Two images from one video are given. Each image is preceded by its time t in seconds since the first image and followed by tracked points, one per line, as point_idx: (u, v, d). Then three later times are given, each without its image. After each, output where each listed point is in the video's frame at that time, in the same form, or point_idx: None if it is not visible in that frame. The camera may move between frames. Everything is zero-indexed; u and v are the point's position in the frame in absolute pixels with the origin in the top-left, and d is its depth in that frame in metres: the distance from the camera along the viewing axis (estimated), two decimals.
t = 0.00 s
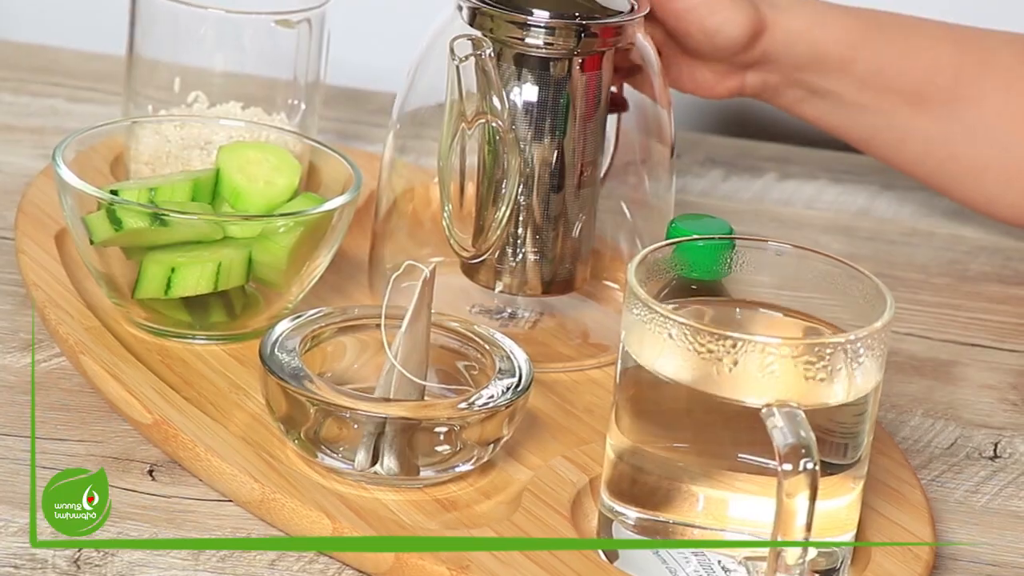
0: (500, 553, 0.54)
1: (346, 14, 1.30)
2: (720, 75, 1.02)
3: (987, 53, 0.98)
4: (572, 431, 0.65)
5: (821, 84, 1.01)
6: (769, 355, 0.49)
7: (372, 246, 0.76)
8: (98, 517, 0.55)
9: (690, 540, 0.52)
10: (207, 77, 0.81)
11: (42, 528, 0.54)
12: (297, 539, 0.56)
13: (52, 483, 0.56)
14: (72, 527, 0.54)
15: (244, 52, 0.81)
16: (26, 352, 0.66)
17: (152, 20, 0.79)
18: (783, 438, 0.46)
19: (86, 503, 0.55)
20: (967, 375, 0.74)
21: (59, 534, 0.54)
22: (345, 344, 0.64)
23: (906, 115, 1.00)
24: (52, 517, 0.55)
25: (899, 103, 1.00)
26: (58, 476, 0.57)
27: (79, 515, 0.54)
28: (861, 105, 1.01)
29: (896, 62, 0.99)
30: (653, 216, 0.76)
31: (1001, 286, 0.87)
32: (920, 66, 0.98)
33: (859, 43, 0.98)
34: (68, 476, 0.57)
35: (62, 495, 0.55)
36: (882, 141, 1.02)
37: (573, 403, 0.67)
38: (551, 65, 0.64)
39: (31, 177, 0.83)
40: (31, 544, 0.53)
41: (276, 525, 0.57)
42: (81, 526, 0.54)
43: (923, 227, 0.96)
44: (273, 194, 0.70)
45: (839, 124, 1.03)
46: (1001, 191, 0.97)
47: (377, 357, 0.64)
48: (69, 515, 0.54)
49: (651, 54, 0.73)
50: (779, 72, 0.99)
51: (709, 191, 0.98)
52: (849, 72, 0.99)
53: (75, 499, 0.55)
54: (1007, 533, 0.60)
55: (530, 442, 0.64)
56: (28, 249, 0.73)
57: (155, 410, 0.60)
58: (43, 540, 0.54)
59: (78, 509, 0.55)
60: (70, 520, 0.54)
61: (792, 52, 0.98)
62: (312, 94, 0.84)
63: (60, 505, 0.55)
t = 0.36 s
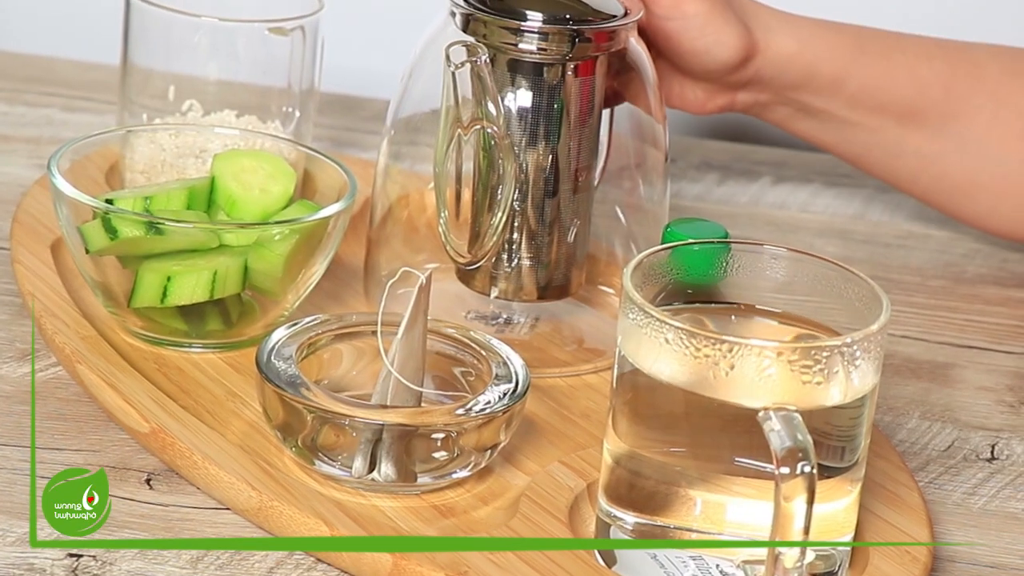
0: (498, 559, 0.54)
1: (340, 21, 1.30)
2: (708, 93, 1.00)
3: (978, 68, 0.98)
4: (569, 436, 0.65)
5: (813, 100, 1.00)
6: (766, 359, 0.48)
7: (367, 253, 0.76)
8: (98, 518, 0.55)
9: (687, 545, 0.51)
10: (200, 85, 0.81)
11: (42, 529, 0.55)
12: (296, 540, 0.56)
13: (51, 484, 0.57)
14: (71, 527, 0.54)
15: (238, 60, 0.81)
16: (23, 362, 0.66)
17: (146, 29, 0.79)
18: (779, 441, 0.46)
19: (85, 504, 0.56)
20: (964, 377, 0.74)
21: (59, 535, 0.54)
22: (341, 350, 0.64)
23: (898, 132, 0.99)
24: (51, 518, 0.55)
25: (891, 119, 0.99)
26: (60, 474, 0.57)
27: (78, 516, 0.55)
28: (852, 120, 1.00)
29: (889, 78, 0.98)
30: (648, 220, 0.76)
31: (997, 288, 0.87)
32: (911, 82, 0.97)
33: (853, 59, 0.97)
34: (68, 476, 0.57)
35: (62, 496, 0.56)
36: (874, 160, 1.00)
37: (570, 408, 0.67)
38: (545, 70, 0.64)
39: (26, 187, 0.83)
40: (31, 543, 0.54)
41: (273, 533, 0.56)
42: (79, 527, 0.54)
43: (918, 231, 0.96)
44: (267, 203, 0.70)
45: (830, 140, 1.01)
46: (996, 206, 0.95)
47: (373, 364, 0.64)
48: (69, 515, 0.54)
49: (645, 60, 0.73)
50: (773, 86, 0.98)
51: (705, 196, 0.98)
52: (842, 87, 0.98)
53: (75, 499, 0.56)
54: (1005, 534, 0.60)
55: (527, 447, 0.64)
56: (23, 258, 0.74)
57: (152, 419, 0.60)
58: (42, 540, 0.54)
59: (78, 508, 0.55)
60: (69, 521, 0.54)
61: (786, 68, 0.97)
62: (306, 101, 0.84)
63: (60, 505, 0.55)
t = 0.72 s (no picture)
0: (496, 564, 0.54)
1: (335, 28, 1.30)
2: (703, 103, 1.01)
3: (973, 81, 0.98)
4: (566, 441, 0.65)
5: (807, 110, 1.00)
6: (763, 362, 0.49)
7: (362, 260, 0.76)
8: (98, 518, 0.56)
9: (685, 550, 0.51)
10: (194, 93, 0.81)
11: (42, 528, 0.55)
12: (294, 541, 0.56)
13: (51, 483, 0.58)
14: (71, 527, 0.55)
15: (232, 68, 0.81)
16: (20, 372, 0.66)
17: (140, 38, 0.79)
18: (776, 444, 0.46)
19: (86, 504, 0.56)
20: (961, 379, 0.74)
21: (57, 534, 0.55)
22: (338, 357, 0.64)
23: (894, 142, 0.99)
24: (51, 518, 0.55)
25: (886, 129, 0.99)
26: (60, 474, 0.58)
27: (78, 516, 0.55)
28: (848, 131, 1.00)
29: (883, 86, 0.98)
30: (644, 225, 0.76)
31: (993, 290, 0.87)
32: (905, 92, 0.97)
33: (847, 69, 0.98)
34: (68, 476, 0.58)
35: (62, 496, 0.57)
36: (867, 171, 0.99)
37: (567, 413, 0.67)
38: (539, 75, 0.64)
39: (22, 197, 0.83)
40: (31, 545, 0.54)
41: (271, 541, 0.56)
42: (79, 526, 0.55)
43: (914, 233, 0.96)
44: (263, 210, 0.70)
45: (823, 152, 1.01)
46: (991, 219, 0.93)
47: (370, 371, 0.64)
48: (69, 515, 0.55)
49: (639, 65, 0.73)
50: (769, 90, 0.99)
51: (701, 200, 0.98)
52: (836, 97, 0.98)
53: (75, 499, 0.56)
54: (1002, 536, 0.60)
55: (524, 453, 0.63)
56: (20, 268, 0.74)
57: (150, 427, 0.60)
58: (42, 540, 0.54)
59: (77, 508, 0.56)
60: (70, 522, 0.55)
61: (781, 77, 0.98)
62: (301, 109, 0.84)
63: (60, 505, 0.56)
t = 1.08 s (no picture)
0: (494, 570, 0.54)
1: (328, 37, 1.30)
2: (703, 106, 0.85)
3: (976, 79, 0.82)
4: (564, 447, 0.65)
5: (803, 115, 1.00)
6: (759, 366, 0.49)
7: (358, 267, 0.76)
8: (98, 518, 0.56)
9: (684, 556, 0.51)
10: (189, 101, 0.81)
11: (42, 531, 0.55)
12: (293, 543, 0.56)
13: (52, 484, 0.58)
14: (71, 527, 0.55)
15: (226, 76, 0.81)
16: (16, 382, 0.65)
17: (133, 47, 0.79)
18: (774, 447, 0.47)
19: (85, 504, 0.57)
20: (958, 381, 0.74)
21: (59, 534, 0.55)
22: (335, 364, 0.64)
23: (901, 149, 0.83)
24: (52, 518, 0.56)
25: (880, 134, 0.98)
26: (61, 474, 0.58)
27: (78, 516, 0.56)
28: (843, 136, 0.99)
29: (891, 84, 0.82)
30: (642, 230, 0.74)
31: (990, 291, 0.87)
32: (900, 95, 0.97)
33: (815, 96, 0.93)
34: (69, 476, 0.58)
35: (62, 495, 0.57)
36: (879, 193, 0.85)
37: (564, 419, 0.67)
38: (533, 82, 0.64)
39: (16, 207, 0.83)
40: (31, 545, 0.54)
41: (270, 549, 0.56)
42: (81, 526, 0.55)
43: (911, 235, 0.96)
44: (258, 218, 0.70)
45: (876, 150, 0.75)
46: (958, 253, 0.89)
47: (367, 378, 0.63)
48: (69, 515, 0.55)
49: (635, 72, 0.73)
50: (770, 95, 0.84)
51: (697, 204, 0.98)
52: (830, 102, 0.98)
53: (75, 500, 0.57)
54: (1001, 538, 0.60)
55: (521, 458, 0.63)
56: (15, 278, 0.74)
57: (147, 437, 0.60)
58: (42, 540, 0.55)
59: (78, 508, 0.56)
60: (71, 521, 0.55)
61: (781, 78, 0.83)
62: (295, 117, 0.85)
63: (60, 505, 0.56)
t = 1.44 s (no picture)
0: None
1: (324, 43, 1.30)
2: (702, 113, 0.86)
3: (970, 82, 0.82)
4: (561, 452, 0.65)
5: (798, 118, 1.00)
6: (755, 370, 0.49)
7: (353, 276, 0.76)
8: (97, 519, 0.57)
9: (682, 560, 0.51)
10: (184, 110, 0.81)
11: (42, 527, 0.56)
12: (292, 542, 0.55)
13: (51, 483, 0.59)
14: (71, 526, 0.56)
15: (220, 85, 0.81)
16: (12, 391, 0.66)
17: (128, 56, 0.80)
18: (771, 451, 0.47)
19: (86, 504, 0.57)
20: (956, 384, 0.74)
21: (59, 534, 0.56)
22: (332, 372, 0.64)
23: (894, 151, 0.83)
24: (52, 518, 0.56)
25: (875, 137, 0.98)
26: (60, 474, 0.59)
27: (78, 517, 0.56)
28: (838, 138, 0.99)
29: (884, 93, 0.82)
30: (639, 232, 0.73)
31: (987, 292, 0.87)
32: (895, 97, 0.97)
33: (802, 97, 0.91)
34: (69, 476, 0.59)
35: (62, 496, 0.58)
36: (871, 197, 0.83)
37: (561, 425, 0.67)
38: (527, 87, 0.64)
39: (11, 217, 0.83)
40: (31, 543, 0.55)
41: (268, 555, 0.56)
42: (81, 526, 0.56)
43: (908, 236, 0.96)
44: (253, 225, 0.69)
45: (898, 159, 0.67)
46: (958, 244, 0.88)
47: (363, 386, 0.63)
48: (69, 515, 0.56)
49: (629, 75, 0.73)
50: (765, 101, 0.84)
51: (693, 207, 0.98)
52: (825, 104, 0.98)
53: (75, 500, 0.57)
54: (999, 539, 0.60)
55: (519, 464, 0.63)
56: (11, 288, 0.73)
57: (144, 445, 0.60)
58: (43, 539, 0.55)
59: (78, 508, 0.57)
60: (71, 521, 0.56)
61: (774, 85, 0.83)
62: (290, 124, 0.84)
63: (60, 505, 0.57)
